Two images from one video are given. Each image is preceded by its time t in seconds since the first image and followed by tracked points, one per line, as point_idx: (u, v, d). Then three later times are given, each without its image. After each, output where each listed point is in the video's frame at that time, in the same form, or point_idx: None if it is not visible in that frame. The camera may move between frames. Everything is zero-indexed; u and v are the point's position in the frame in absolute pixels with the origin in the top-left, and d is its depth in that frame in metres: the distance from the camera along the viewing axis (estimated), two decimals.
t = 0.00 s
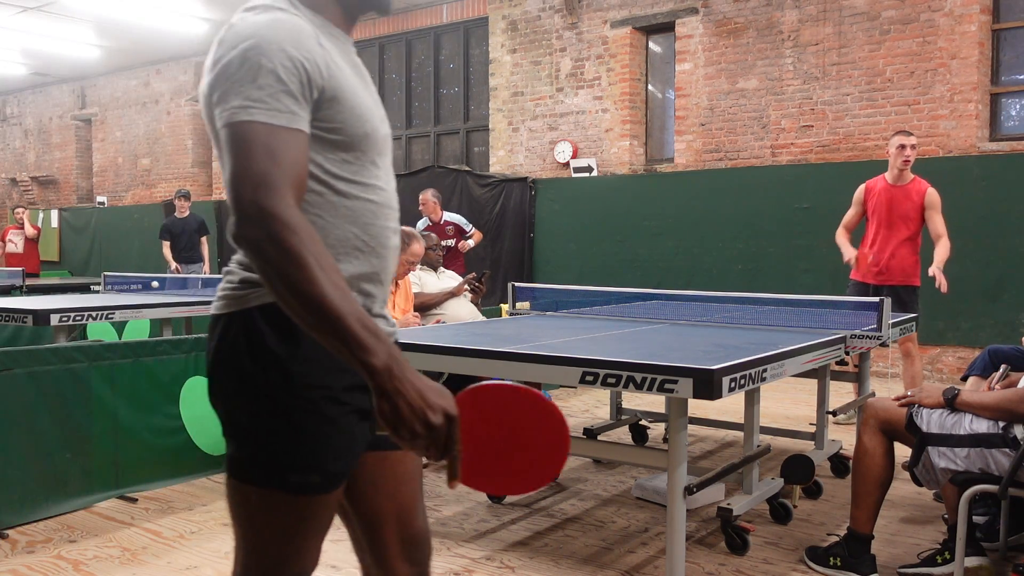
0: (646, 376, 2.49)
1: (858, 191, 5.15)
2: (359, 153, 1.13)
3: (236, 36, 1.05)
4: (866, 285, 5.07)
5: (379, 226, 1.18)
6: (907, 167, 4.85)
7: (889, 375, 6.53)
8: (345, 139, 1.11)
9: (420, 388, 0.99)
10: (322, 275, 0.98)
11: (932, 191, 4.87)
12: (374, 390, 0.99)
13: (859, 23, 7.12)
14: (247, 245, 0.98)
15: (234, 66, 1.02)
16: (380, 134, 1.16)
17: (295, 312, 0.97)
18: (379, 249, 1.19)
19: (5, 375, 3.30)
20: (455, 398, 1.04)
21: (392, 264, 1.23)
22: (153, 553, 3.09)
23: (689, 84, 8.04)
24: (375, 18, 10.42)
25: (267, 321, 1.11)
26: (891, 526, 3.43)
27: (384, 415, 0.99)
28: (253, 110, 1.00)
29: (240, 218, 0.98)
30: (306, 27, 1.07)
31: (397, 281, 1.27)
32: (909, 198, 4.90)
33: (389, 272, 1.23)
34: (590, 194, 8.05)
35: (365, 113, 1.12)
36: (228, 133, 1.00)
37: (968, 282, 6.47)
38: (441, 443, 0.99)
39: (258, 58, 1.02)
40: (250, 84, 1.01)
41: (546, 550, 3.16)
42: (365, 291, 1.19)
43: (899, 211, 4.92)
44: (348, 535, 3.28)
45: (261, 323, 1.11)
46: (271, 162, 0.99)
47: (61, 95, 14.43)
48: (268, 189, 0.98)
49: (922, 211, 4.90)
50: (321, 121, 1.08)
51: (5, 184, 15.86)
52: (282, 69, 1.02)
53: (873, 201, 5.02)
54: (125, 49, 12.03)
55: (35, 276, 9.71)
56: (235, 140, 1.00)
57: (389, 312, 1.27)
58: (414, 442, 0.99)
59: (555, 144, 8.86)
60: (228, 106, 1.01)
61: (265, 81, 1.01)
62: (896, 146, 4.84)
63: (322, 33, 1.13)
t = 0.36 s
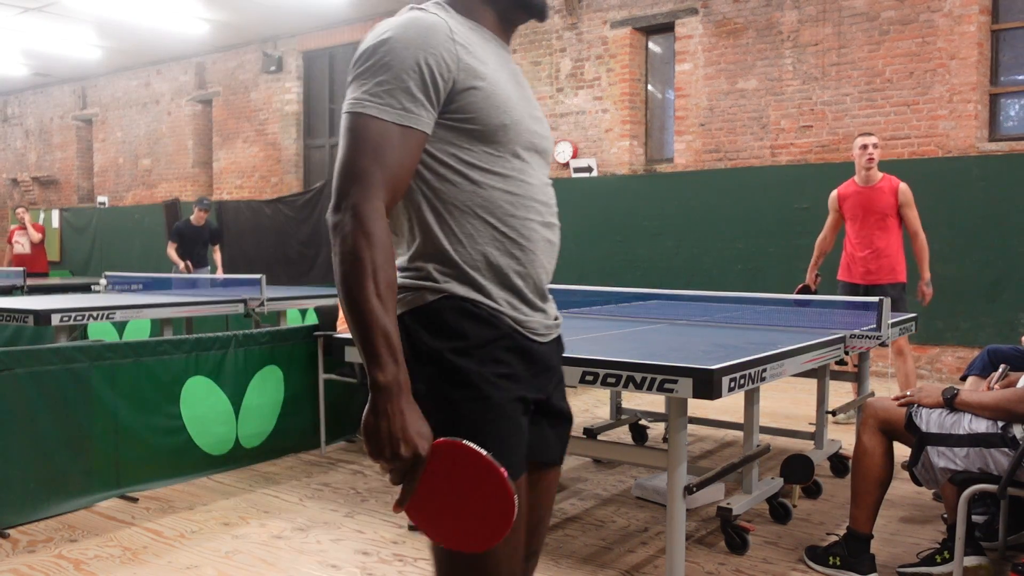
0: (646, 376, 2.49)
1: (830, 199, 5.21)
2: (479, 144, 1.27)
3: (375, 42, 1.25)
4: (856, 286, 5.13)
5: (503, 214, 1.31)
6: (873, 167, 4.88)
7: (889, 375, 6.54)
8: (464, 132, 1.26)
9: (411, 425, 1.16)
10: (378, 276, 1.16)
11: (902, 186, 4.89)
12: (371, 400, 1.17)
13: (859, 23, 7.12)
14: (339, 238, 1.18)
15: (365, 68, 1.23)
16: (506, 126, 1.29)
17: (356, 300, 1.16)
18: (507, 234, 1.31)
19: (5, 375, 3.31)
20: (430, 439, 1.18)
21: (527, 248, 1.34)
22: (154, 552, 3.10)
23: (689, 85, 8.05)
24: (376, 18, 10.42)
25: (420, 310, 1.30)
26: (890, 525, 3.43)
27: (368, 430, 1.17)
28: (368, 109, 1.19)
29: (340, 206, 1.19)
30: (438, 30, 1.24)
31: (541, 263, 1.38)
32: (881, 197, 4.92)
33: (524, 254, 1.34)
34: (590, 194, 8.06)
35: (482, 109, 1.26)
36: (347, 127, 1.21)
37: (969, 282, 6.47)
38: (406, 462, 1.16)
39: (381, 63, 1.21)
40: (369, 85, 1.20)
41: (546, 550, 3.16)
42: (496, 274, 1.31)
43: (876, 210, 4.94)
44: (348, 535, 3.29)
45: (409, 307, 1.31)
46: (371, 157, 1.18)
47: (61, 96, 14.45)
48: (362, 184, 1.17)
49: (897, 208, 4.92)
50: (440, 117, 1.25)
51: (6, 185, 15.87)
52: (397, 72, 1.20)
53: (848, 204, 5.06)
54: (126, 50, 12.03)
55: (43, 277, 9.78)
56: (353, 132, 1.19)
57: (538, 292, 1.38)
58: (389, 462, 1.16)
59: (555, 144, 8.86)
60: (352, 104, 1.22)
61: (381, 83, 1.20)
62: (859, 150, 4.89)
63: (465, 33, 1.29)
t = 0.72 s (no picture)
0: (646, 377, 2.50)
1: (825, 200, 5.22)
2: (572, 150, 1.21)
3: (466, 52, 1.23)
4: (854, 285, 5.13)
5: (600, 219, 1.23)
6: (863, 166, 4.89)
7: (889, 376, 6.54)
8: (557, 140, 1.21)
9: (461, 432, 1.12)
10: (442, 287, 1.14)
11: (892, 184, 4.90)
12: (428, 407, 1.14)
13: (859, 23, 7.12)
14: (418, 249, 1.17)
15: (455, 80, 1.21)
16: (601, 134, 1.22)
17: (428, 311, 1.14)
18: (606, 238, 1.24)
19: (6, 375, 3.31)
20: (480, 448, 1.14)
21: (629, 254, 1.26)
22: (154, 552, 3.10)
23: (689, 85, 8.05)
24: (376, 19, 10.42)
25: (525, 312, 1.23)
26: (890, 525, 3.43)
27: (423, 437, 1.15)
28: (451, 121, 1.17)
29: (421, 217, 1.18)
30: (526, 38, 1.18)
31: (645, 266, 1.30)
32: (872, 196, 4.94)
33: (626, 261, 1.26)
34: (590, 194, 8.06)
35: (575, 117, 1.20)
36: (433, 140, 1.20)
37: (968, 282, 6.47)
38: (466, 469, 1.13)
39: (467, 74, 1.18)
40: (454, 98, 1.18)
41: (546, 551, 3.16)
42: (596, 280, 1.24)
43: (867, 209, 4.95)
44: (348, 535, 3.29)
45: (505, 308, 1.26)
46: (449, 171, 1.16)
47: (61, 96, 14.45)
48: (439, 196, 1.16)
49: (889, 206, 4.92)
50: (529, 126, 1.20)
51: (6, 185, 15.87)
52: (479, 84, 1.17)
53: (842, 204, 5.07)
54: (126, 50, 12.02)
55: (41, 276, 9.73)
56: (437, 144, 1.18)
57: (642, 297, 1.30)
58: (443, 467, 1.13)
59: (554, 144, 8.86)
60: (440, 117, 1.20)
61: (464, 96, 1.17)
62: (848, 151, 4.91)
63: (560, 37, 1.22)
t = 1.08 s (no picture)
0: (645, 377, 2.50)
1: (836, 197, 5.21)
2: (724, 157, 1.12)
3: (590, 58, 1.06)
4: (858, 285, 5.15)
5: (752, 225, 1.15)
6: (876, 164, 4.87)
7: (889, 376, 6.54)
8: (708, 149, 1.11)
9: (692, 490, 0.97)
10: (637, 327, 0.99)
11: (904, 185, 4.88)
12: (647, 466, 0.99)
13: (859, 23, 7.12)
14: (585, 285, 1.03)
15: (588, 93, 1.05)
16: (749, 137, 1.13)
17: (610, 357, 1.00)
18: (758, 245, 1.16)
19: (6, 375, 3.31)
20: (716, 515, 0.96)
21: (775, 256, 1.19)
22: (154, 552, 3.10)
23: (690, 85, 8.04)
24: (375, 19, 10.41)
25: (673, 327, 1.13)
26: (890, 526, 3.43)
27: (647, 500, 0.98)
28: (603, 143, 1.01)
29: (584, 250, 1.03)
30: (669, 40, 1.05)
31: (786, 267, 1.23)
32: (883, 194, 4.93)
33: (776, 263, 1.20)
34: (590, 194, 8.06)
35: (725, 123, 1.10)
36: (576, 166, 1.04)
37: (968, 282, 6.47)
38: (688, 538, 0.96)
39: (607, 88, 1.03)
40: (597, 116, 1.03)
41: (547, 550, 3.16)
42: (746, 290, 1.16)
43: (878, 209, 4.94)
44: (348, 535, 3.29)
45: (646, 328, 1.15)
46: (614, 199, 1.01)
47: (61, 96, 14.46)
48: (608, 227, 1.01)
49: (900, 206, 4.91)
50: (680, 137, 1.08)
51: (6, 185, 15.88)
52: (632, 97, 1.02)
53: (853, 200, 5.06)
54: (126, 50, 12.02)
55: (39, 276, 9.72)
56: (582, 168, 1.03)
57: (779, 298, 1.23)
58: (670, 535, 0.97)
59: (555, 144, 8.87)
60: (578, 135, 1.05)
61: (612, 111, 1.02)
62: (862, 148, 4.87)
63: (693, 35, 1.09)
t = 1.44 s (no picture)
0: (646, 376, 2.49)
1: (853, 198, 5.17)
2: (833, 148, 1.08)
3: (715, 29, 1.06)
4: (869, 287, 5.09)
5: (853, 224, 1.09)
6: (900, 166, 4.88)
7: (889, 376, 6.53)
8: (820, 135, 1.07)
9: (887, 441, 0.95)
10: (789, 289, 0.96)
11: (928, 190, 4.91)
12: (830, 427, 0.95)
13: (859, 23, 7.13)
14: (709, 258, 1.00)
15: (713, 61, 1.04)
16: (864, 129, 1.09)
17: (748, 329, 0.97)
18: (857, 248, 1.10)
19: (5, 375, 3.31)
20: (925, 462, 0.97)
21: (876, 263, 1.13)
22: (154, 552, 3.10)
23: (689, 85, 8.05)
24: (376, 19, 10.42)
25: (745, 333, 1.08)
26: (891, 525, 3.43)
27: (843, 469, 0.95)
28: (728, 110, 0.99)
29: (702, 220, 1.00)
30: (798, 14, 1.04)
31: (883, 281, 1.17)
32: (905, 197, 4.93)
33: (875, 272, 1.13)
34: (590, 194, 8.06)
35: (843, 111, 1.07)
36: (698, 132, 1.02)
37: (968, 283, 6.47)
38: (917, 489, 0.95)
39: (735, 55, 1.01)
40: (725, 82, 1.01)
41: (547, 550, 3.16)
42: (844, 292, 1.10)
43: (898, 212, 4.93)
44: (348, 535, 3.29)
45: (721, 325, 1.09)
46: (738, 164, 0.98)
47: (61, 96, 14.46)
48: (731, 192, 0.98)
49: (919, 210, 4.93)
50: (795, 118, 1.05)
51: (6, 185, 15.89)
52: (760, 65, 1.00)
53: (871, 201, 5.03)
54: (126, 50, 12.02)
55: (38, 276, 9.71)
56: (703, 133, 1.01)
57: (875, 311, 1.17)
58: (886, 500, 0.94)
59: (555, 144, 8.87)
60: (697, 104, 1.03)
61: (741, 78, 1.00)
62: (886, 150, 4.86)
63: (819, 18, 1.08)
